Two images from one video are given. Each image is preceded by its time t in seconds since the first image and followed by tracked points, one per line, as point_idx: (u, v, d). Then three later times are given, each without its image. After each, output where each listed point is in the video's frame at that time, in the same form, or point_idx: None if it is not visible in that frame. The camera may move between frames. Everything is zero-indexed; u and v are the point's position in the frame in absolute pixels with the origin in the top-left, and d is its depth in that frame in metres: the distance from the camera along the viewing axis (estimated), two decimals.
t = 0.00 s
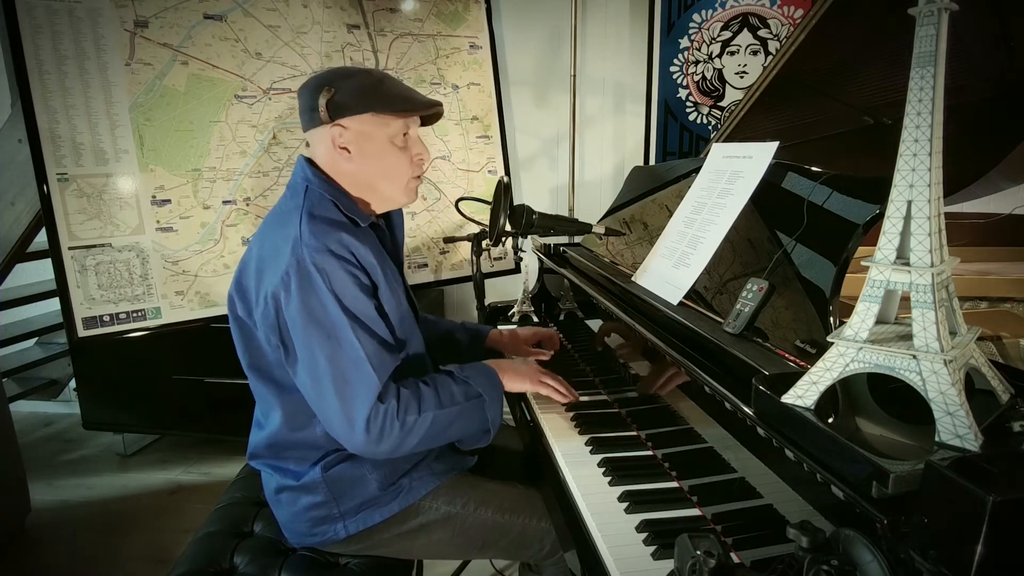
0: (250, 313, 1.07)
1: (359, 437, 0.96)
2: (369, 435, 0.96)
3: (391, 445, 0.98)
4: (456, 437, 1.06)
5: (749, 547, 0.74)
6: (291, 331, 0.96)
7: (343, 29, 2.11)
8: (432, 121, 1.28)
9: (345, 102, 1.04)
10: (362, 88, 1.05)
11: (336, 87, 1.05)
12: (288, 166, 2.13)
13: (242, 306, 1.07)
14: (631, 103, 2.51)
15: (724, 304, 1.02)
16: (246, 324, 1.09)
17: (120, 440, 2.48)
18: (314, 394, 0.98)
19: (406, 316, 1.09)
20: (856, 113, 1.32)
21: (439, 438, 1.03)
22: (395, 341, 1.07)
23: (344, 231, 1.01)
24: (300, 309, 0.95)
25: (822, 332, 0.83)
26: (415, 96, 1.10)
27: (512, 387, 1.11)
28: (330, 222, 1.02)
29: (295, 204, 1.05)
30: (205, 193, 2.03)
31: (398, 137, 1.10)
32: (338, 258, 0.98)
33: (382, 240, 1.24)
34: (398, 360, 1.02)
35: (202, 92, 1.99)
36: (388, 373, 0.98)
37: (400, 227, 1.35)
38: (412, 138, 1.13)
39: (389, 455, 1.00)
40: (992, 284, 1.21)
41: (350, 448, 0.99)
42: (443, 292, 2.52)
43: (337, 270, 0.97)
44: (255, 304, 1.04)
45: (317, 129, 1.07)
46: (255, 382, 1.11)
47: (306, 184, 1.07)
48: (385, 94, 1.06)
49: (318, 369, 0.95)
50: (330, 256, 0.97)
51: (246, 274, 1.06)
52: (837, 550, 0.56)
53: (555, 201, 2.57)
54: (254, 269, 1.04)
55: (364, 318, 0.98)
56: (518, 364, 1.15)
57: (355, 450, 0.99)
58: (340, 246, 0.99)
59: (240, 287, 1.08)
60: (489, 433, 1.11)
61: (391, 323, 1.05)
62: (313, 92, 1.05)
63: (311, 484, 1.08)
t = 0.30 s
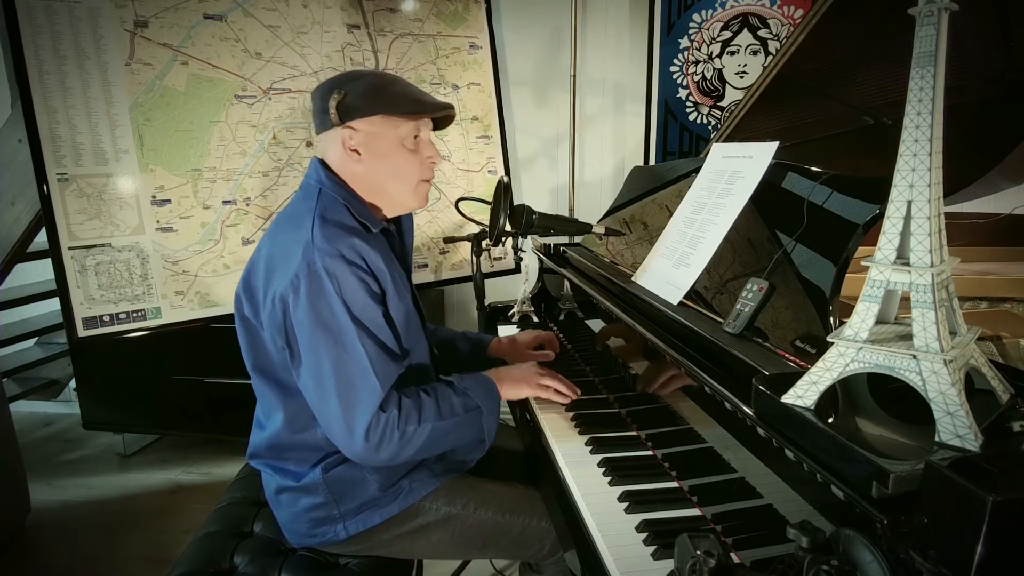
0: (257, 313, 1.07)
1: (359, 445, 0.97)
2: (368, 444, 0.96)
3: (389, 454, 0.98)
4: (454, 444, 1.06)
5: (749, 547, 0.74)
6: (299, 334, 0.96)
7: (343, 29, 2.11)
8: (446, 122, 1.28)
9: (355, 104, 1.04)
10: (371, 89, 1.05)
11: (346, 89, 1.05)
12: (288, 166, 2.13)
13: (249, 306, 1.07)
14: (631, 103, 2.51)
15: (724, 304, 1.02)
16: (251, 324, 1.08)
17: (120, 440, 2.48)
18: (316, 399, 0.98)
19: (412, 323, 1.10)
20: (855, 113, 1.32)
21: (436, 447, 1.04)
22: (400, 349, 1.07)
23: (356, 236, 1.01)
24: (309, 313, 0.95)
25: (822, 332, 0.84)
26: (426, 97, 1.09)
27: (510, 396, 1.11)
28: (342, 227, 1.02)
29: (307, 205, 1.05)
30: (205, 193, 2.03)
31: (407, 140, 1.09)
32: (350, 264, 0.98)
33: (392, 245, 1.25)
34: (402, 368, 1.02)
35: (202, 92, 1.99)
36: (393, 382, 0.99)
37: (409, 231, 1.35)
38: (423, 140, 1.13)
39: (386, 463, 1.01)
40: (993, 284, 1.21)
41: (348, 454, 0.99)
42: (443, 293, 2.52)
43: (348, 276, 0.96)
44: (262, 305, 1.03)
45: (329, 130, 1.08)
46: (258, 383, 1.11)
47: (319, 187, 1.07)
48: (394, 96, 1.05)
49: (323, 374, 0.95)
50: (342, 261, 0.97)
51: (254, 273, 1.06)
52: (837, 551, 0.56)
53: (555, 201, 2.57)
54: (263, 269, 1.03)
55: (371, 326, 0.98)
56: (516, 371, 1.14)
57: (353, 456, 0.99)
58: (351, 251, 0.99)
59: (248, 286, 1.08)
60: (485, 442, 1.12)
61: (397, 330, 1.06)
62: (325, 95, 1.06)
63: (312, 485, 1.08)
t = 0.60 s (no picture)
0: (263, 311, 1.07)
1: (365, 442, 0.97)
2: (374, 441, 0.96)
3: (396, 451, 0.98)
4: (460, 437, 1.06)
5: (749, 546, 0.74)
6: (304, 333, 0.96)
7: (343, 29, 2.11)
8: (449, 119, 1.27)
9: (355, 103, 1.03)
10: (372, 89, 1.04)
11: (348, 88, 1.04)
12: (288, 166, 2.13)
13: (255, 304, 1.07)
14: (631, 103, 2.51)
15: (724, 304, 1.02)
16: (257, 322, 1.08)
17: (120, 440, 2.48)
18: (322, 397, 0.98)
19: (417, 321, 1.10)
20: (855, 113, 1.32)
21: (441, 441, 1.03)
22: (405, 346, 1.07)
23: (362, 235, 1.01)
24: (315, 312, 0.95)
25: (822, 332, 0.84)
26: (429, 95, 1.08)
27: (513, 385, 1.12)
28: (348, 226, 1.02)
29: (314, 204, 1.05)
30: (205, 193, 2.03)
31: (409, 139, 1.09)
32: (356, 263, 0.98)
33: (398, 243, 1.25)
34: (407, 365, 1.02)
35: (202, 92, 1.99)
36: (399, 379, 0.99)
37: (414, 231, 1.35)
38: (425, 138, 1.12)
39: (393, 460, 1.00)
40: (993, 284, 1.21)
41: (354, 451, 0.99)
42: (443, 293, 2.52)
43: (354, 274, 0.96)
44: (268, 303, 1.03)
45: (332, 128, 1.08)
46: (262, 381, 1.11)
47: (325, 186, 1.07)
48: (396, 95, 1.05)
49: (329, 373, 0.95)
50: (348, 260, 0.97)
51: (260, 272, 1.06)
52: (837, 550, 0.56)
53: (555, 201, 2.57)
54: (269, 267, 1.03)
55: (377, 324, 0.98)
56: (519, 361, 1.15)
57: (359, 454, 0.99)
58: (357, 250, 0.99)
59: (254, 284, 1.08)
60: (491, 433, 1.12)
61: (401, 329, 1.06)
62: (327, 94, 1.06)
63: (312, 485, 1.08)
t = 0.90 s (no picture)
0: (260, 312, 1.07)
1: (361, 444, 0.96)
2: (370, 443, 0.96)
3: (392, 453, 0.98)
4: (455, 440, 1.06)
5: (749, 547, 0.74)
6: (301, 334, 0.96)
7: (343, 29, 2.11)
8: (454, 128, 1.28)
9: (361, 105, 1.03)
10: (379, 92, 1.04)
11: (354, 90, 1.04)
12: (288, 166, 2.13)
13: (252, 305, 1.07)
14: (631, 103, 2.51)
15: (723, 304, 1.02)
16: (254, 323, 1.08)
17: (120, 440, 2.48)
18: (319, 398, 0.98)
19: (415, 323, 1.10)
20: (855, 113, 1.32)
21: (436, 443, 1.03)
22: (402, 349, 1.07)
23: (360, 237, 1.01)
24: (312, 314, 0.95)
25: (822, 332, 0.84)
26: (433, 101, 1.09)
27: (510, 389, 1.12)
28: (346, 228, 1.02)
29: (312, 205, 1.05)
30: (205, 193, 2.03)
31: (412, 144, 1.09)
32: (353, 265, 0.98)
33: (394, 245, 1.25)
34: (404, 368, 1.02)
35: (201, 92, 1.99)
36: (395, 382, 0.99)
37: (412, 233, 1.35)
38: (427, 144, 1.13)
39: (389, 463, 1.00)
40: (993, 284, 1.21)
41: (350, 453, 0.99)
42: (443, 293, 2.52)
43: (351, 276, 0.96)
44: (266, 304, 1.03)
45: (335, 129, 1.08)
46: (260, 382, 1.11)
47: (323, 187, 1.07)
48: (402, 99, 1.05)
49: (326, 374, 0.95)
50: (345, 262, 0.97)
51: (258, 273, 1.06)
52: (837, 550, 0.56)
53: (555, 201, 2.57)
54: (266, 268, 1.03)
55: (374, 326, 0.98)
56: (516, 364, 1.15)
57: (355, 456, 0.99)
58: (355, 252, 0.99)
59: (251, 285, 1.08)
60: (487, 434, 1.12)
61: (399, 330, 1.06)
62: (332, 94, 1.06)
63: (312, 485, 1.08)
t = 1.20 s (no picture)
0: (255, 314, 1.07)
1: (357, 445, 0.96)
2: (367, 445, 0.96)
3: (389, 455, 0.98)
4: (453, 444, 1.06)
5: (749, 547, 0.74)
6: (296, 335, 0.96)
7: (343, 29, 2.11)
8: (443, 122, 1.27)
9: (352, 106, 1.03)
10: (370, 91, 1.04)
11: (344, 91, 1.04)
12: (288, 165, 2.13)
13: (247, 307, 1.07)
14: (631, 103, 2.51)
15: (724, 304, 1.01)
16: (249, 324, 1.08)
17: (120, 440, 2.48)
18: (316, 400, 0.98)
19: (410, 323, 1.10)
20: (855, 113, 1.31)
21: (435, 447, 1.03)
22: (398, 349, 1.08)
23: (354, 237, 1.01)
24: (306, 315, 0.95)
25: (822, 332, 0.84)
26: (424, 97, 1.09)
27: (509, 396, 1.12)
28: (339, 228, 1.02)
29: (306, 206, 1.05)
30: (205, 193, 2.03)
31: (405, 141, 1.09)
32: (347, 265, 0.98)
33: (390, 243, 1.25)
34: (401, 368, 1.02)
35: (201, 92, 1.99)
36: (392, 383, 0.99)
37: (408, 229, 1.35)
38: (420, 140, 1.13)
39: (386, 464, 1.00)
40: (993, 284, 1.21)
41: (347, 455, 0.99)
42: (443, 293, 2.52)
43: (345, 277, 0.96)
44: (260, 306, 1.03)
45: (327, 132, 1.07)
46: (256, 384, 1.11)
47: (316, 188, 1.07)
48: (393, 96, 1.05)
49: (321, 375, 0.95)
50: (339, 262, 0.97)
51: (252, 275, 1.06)
52: (837, 551, 0.56)
53: (555, 201, 2.57)
54: (260, 270, 1.03)
55: (369, 327, 0.98)
56: (513, 370, 1.15)
57: (352, 457, 0.99)
58: (349, 252, 0.99)
59: (246, 286, 1.07)
60: (484, 440, 1.12)
61: (395, 331, 1.06)
62: (321, 96, 1.06)
63: (310, 486, 1.08)
